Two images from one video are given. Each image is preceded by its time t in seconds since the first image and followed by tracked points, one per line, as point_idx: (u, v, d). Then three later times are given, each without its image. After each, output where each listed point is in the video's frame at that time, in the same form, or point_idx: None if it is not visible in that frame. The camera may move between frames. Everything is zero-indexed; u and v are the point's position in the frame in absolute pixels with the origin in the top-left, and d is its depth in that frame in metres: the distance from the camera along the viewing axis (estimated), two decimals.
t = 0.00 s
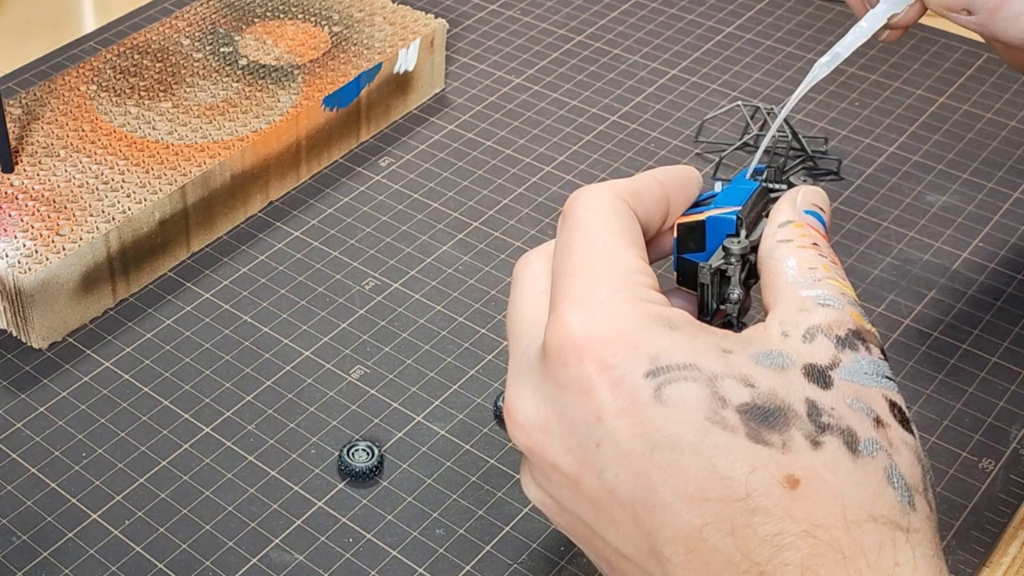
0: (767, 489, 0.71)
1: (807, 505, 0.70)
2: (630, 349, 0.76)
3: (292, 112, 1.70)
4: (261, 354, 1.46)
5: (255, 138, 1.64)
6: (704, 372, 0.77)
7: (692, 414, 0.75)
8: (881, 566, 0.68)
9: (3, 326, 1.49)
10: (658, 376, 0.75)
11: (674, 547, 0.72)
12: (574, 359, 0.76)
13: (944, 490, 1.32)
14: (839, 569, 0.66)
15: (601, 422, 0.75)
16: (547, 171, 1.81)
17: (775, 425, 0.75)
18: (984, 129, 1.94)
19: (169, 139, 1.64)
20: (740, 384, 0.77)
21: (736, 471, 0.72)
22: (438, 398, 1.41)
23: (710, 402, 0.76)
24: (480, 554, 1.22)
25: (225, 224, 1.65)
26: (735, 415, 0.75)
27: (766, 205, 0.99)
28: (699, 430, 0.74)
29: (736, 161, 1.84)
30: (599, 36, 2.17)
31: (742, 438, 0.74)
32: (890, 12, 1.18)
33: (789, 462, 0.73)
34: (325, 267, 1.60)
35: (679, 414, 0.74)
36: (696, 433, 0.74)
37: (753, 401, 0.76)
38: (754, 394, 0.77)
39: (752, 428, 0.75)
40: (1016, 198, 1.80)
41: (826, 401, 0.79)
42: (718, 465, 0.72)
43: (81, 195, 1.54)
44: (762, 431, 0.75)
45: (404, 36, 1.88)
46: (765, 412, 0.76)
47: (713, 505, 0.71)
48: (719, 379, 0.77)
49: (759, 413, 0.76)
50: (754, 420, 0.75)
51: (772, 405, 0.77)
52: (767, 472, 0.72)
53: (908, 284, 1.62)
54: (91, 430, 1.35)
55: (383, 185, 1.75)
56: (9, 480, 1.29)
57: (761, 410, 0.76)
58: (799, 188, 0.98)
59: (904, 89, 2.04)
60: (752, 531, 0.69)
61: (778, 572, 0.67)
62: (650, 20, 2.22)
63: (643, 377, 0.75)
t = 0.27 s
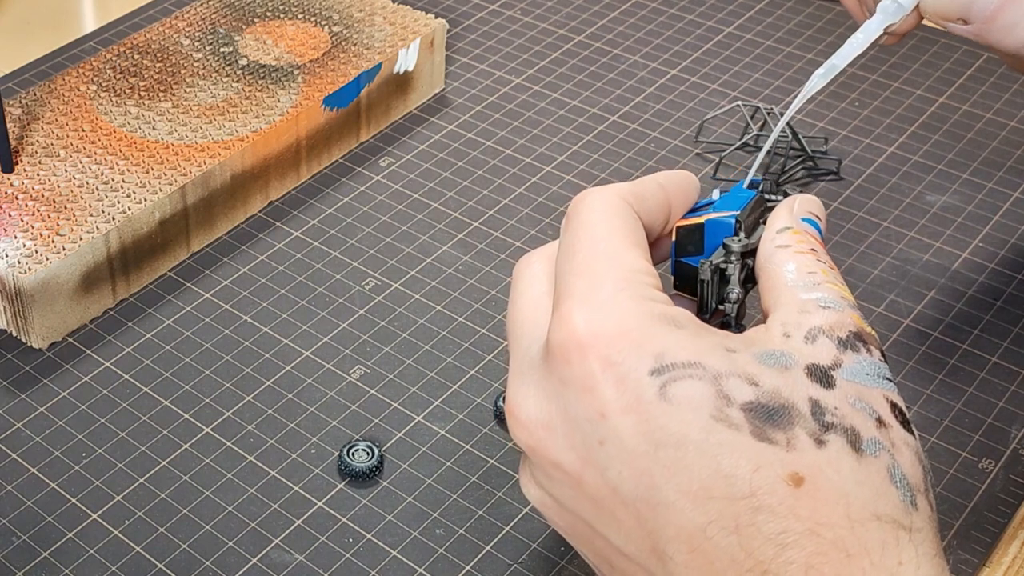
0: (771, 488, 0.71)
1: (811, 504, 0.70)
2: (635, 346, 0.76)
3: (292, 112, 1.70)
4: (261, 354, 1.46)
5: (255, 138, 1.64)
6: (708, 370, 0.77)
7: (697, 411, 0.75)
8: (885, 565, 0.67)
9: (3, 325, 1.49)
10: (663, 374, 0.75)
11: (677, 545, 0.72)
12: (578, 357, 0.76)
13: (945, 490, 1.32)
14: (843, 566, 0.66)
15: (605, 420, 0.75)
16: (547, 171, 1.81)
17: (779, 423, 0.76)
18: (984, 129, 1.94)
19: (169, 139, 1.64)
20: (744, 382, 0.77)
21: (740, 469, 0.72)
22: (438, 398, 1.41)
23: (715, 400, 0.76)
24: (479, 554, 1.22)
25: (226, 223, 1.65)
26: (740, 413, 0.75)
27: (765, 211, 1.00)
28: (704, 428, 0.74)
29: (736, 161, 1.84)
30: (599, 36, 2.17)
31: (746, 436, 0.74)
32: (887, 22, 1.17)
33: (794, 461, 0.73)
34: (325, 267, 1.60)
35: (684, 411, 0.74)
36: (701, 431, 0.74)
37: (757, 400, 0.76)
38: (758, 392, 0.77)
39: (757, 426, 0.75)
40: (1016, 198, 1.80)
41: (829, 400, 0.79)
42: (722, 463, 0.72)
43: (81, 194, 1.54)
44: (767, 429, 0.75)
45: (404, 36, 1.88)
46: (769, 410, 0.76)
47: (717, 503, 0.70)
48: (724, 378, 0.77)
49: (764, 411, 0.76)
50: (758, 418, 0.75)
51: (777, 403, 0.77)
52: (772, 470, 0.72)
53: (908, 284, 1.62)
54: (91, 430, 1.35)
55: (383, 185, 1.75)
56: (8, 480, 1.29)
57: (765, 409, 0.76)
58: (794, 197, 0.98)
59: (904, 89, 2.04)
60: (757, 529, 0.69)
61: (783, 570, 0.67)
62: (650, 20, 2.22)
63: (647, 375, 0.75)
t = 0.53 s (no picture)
0: (773, 486, 0.71)
1: (812, 502, 0.70)
2: (636, 346, 0.77)
3: (292, 112, 1.70)
4: (261, 354, 1.46)
5: (255, 138, 1.64)
6: (709, 369, 0.77)
7: (697, 410, 0.75)
8: (887, 563, 0.67)
9: (3, 325, 1.49)
10: (663, 373, 0.75)
11: (679, 544, 0.72)
12: (579, 356, 0.77)
13: (945, 490, 1.32)
14: (845, 564, 0.66)
15: (605, 419, 0.75)
16: (547, 171, 1.81)
17: (779, 422, 0.76)
18: (985, 129, 1.94)
19: (169, 139, 1.64)
20: (744, 381, 0.78)
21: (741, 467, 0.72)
22: (438, 398, 1.41)
23: (715, 400, 0.76)
24: (480, 554, 1.22)
25: (226, 223, 1.65)
26: (740, 412, 0.76)
27: (761, 218, 1.00)
28: (705, 427, 0.74)
29: (736, 161, 1.84)
30: (599, 36, 2.17)
31: (746, 434, 0.74)
32: (885, 29, 1.18)
33: (794, 459, 0.73)
34: (325, 267, 1.60)
35: (685, 410, 0.75)
36: (702, 429, 0.74)
37: (757, 399, 0.77)
38: (759, 391, 0.77)
39: (757, 425, 0.75)
40: (1016, 198, 1.80)
41: (829, 399, 0.79)
42: (723, 462, 0.72)
43: (81, 195, 1.54)
44: (767, 428, 0.75)
45: (404, 36, 1.88)
46: (769, 409, 0.77)
47: (718, 502, 0.70)
48: (724, 377, 0.78)
49: (764, 410, 0.76)
50: (759, 417, 0.76)
51: (778, 403, 0.77)
52: (773, 468, 0.72)
53: (908, 284, 1.62)
54: (91, 429, 1.35)
55: (383, 185, 1.75)
56: (8, 480, 1.29)
57: (766, 408, 0.77)
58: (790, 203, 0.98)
59: (904, 89, 2.04)
60: (758, 527, 0.69)
61: (784, 567, 0.67)
62: (650, 20, 2.22)
63: (648, 374, 0.75)
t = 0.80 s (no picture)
0: (771, 485, 0.71)
1: (809, 500, 0.70)
2: (633, 347, 0.77)
3: (292, 112, 1.70)
4: (261, 354, 1.46)
5: (255, 138, 1.64)
6: (705, 369, 0.78)
7: (694, 409, 0.75)
8: (885, 562, 0.67)
9: (3, 325, 1.49)
10: (659, 374, 0.76)
11: (678, 544, 0.71)
12: (576, 358, 0.77)
13: (945, 490, 1.32)
14: (843, 563, 0.66)
15: (603, 419, 0.75)
16: (547, 171, 1.81)
17: (776, 422, 0.76)
18: (985, 129, 1.94)
19: (169, 139, 1.64)
20: (740, 381, 0.78)
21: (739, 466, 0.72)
22: (438, 398, 1.41)
23: (711, 399, 0.76)
24: (480, 554, 1.22)
25: (225, 224, 1.65)
26: (736, 412, 0.76)
27: (757, 226, 1.00)
28: (702, 426, 0.74)
29: (736, 161, 1.84)
30: (599, 36, 2.17)
31: (743, 434, 0.74)
32: (882, 35, 1.17)
33: (792, 458, 0.73)
34: (325, 267, 1.60)
35: (682, 409, 0.75)
36: (700, 429, 0.74)
37: (754, 399, 0.77)
38: (755, 391, 0.78)
39: (754, 425, 0.76)
40: (1016, 198, 1.80)
41: (826, 399, 0.79)
42: (721, 461, 0.72)
43: (81, 195, 1.54)
44: (764, 427, 0.76)
45: (404, 36, 1.88)
46: (766, 410, 0.77)
47: (716, 501, 0.70)
48: (721, 377, 0.78)
49: (761, 409, 0.77)
50: (756, 416, 0.76)
51: (774, 403, 0.78)
52: (771, 467, 0.72)
53: (908, 284, 1.62)
54: (91, 429, 1.35)
55: (382, 185, 1.75)
56: (9, 480, 1.29)
57: (763, 408, 0.77)
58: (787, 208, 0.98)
59: (904, 89, 2.04)
60: (757, 526, 0.69)
61: (783, 567, 0.66)
62: (650, 20, 2.22)
63: (645, 374, 0.75)
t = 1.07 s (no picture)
0: (773, 483, 0.71)
1: (811, 499, 0.70)
2: (636, 345, 0.77)
3: (292, 112, 1.70)
4: (261, 354, 1.46)
5: (255, 138, 1.64)
6: (708, 368, 0.78)
7: (696, 408, 0.75)
8: (887, 561, 0.67)
9: (3, 325, 1.49)
10: (662, 372, 0.76)
11: (679, 543, 0.71)
12: (579, 356, 0.77)
13: (945, 490, 1.32)
14: (846, 562, 0.66)
15: (605, 417, 0.75)
16: (547, 171, 1.81)
17: (779, 420, 0.76)
18: (985, 129, 1.94)
19: (169, 139, 1.64)
20: (744, 380, 0.78)
21: (741, 465, 0.72)
22: (438, 398, 1.41)
23: (714, 398, 0.77)
24: (480, 554, 1.22)
25: (226, 224, 1.65)
26: (739, 410, 0.76)
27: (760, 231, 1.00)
28: (704, 425, 0.74)
29: (736, 161, 1.84)
30: (599, 36, 2.17)
31: (745, 432, 0.74)
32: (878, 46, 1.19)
33: (794, 457, 0.73)
34: (325, 267, 1.60)
35: (684, 407, 0.75)
36: (703, 427, 0.74)
37: (757, 398, 0.77)
38: (758, 390, 0.78)
39: (756, 423, 0.76)
40: (1017, 198, 1.80)
41: (829, 399, 0.79)
42: (723, 459, 0.72)
43: (81, 194, 1.54)
44: (766, 426, 0.76)
45: (404, 36, 1.88)
46: (769, 408, 0.77)
47: (718, 499, 0.70)
48: (724, 376, 0.78)
49: (763, 408, 0.77)
50: (758, 415, 0.76)
51: (776, 401, 0.78)
52: (773, 466, 0.72)
53: (908, 283, 1.62)
54: (91, 429, 1.35)
55: (383, 185, 1.75)
56: (9, 480, 1.29)
57: (765, 407, 0.77)
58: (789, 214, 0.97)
59: (904, 89, 2.04)
60: (758, 524, 0.68)
61: (784, 565, 0.66)
62: (650, 20, 2.22)
63: (648, 372, 0.75)
